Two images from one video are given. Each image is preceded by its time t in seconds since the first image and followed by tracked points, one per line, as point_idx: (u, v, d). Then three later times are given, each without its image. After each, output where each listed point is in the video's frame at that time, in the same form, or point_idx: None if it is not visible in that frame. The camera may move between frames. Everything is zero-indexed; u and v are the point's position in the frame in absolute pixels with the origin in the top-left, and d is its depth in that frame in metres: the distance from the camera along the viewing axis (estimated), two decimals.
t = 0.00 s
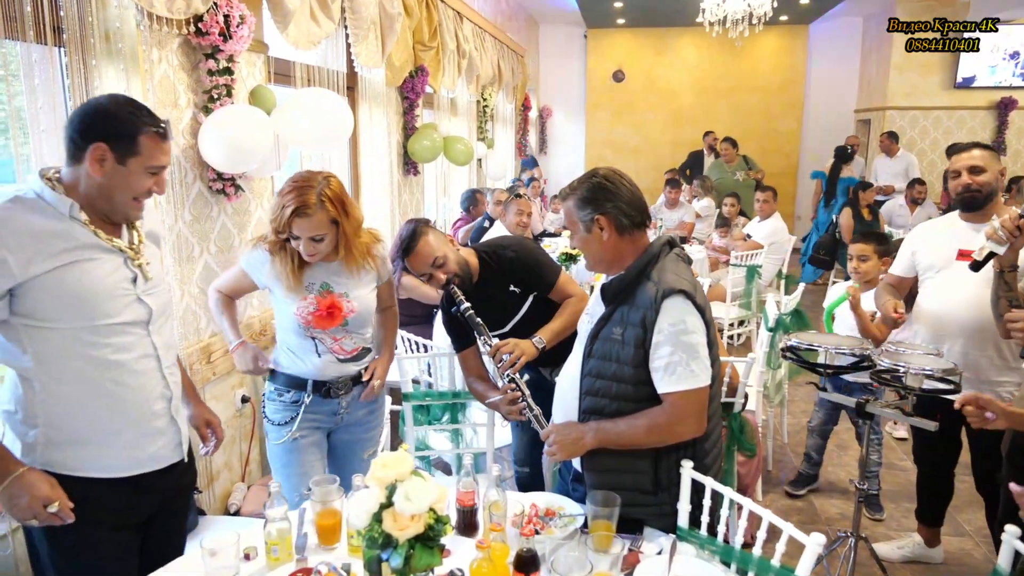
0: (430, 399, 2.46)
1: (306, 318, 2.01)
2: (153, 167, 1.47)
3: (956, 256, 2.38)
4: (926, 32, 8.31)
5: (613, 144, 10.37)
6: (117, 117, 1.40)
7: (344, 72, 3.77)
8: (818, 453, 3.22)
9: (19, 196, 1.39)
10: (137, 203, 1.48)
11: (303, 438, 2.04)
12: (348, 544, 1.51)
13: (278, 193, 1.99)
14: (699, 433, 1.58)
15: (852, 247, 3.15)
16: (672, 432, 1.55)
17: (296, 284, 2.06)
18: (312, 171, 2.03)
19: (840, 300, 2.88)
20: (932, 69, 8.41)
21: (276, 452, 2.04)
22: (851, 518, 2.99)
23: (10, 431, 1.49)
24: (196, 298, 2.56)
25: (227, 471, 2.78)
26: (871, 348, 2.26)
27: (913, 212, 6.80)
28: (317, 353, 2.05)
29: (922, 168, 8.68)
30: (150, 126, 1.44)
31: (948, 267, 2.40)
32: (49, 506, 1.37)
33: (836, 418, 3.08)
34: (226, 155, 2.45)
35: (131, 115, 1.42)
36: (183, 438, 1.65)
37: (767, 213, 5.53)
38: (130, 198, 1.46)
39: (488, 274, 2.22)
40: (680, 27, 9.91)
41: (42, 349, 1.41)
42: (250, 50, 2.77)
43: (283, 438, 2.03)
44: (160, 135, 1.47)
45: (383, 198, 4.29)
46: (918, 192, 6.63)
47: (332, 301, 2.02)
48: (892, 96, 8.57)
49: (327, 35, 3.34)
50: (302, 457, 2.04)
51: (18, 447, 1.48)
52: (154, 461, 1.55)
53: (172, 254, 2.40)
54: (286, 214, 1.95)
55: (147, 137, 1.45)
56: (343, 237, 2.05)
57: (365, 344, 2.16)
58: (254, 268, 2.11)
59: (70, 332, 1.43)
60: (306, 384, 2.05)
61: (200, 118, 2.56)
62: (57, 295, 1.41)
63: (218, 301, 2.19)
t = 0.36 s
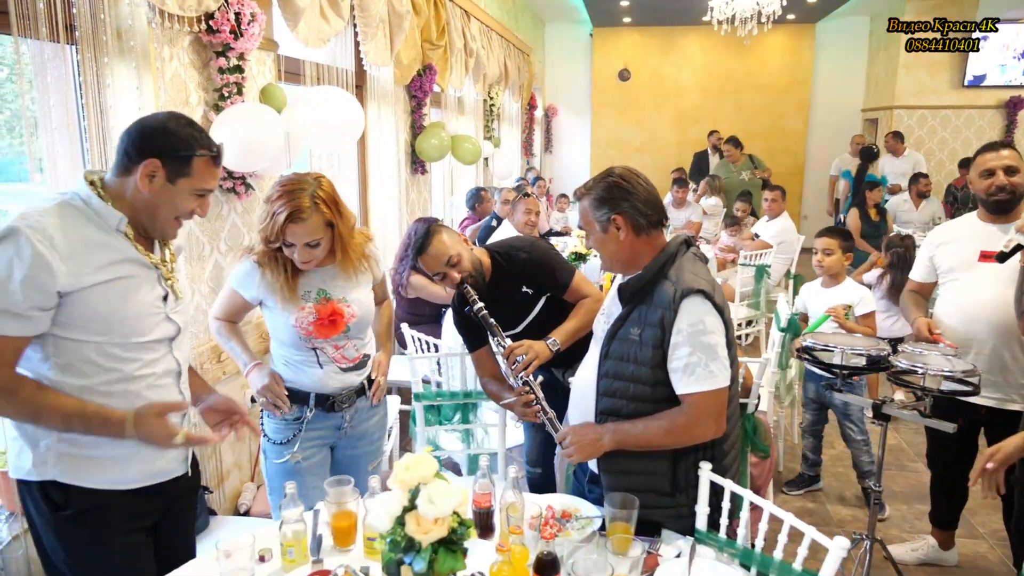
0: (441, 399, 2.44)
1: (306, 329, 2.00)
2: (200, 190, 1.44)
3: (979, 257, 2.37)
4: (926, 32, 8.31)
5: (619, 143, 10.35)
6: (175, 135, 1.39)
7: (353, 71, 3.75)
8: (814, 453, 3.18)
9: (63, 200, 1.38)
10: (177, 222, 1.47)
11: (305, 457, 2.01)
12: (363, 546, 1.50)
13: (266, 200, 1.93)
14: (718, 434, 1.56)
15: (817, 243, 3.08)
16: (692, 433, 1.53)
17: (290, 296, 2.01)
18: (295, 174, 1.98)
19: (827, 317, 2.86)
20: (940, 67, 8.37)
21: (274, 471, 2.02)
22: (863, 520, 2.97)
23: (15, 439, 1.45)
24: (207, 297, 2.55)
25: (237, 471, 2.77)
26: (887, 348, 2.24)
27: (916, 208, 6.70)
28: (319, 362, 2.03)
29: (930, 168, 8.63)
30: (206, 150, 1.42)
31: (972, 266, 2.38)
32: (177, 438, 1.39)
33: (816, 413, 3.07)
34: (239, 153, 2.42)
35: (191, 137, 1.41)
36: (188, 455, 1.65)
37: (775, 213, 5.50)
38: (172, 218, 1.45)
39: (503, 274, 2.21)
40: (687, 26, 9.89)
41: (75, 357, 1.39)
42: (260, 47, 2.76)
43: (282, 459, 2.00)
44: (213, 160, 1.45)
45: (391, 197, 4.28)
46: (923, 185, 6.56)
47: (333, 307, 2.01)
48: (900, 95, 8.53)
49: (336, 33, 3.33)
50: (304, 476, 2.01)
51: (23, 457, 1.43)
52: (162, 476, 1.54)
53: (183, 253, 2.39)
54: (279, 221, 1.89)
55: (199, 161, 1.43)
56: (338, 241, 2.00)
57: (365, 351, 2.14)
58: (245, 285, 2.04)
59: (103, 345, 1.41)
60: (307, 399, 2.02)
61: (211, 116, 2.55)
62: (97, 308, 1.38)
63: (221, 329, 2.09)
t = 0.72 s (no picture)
0: (455, 401, 2.41)
1: (301, 346, 1.89)
2: (249, 213, 1.38)
3: (999, 260, 2.34)
4: (925, 33, 8.32)
5: (626, 142, 10.31)
6: (226, 158, 1.32)
7: (364, 69, 3.74)
8: (827, 453, 3.14)
9: (121, 217, 1.31)
10: (225, 242, 1.42)
11: (309, 470, 1.92)
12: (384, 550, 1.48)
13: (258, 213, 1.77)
14: (743, 438, 1.54)
15: (829, 240, 3.04)
16: (718, 436, 1.51)
17: (283, 314, 1.87)
18: (295, 184, 1.83)
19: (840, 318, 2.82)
20: (951, 66, 8.30)
21: (275, 486, 1.92)
22: (881, 523, 2.93)
23: (15, 459, 1.35)
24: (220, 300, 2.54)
25: (249, 472, 2.76)
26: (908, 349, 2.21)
27: (916, 205, 6.61)
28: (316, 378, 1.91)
29: (940, 167, 8.57)
30: (257, 172, 1.36)
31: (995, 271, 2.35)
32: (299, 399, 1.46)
33: (825, 415, 3.03)
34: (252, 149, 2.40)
35: (241, 159, 1.34)
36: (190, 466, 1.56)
37: (785, 212, 5.47)
38: (221, 240, 1.40)
39: (523, 266, 2.20)
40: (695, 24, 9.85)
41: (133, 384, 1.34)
42: (273, 46, 2.75)
43: (284, 473, 1.91)
44: (264, 181, 1.39)
45: (401, 196, 4.26)
46: (919, 181, 6.51)
47: (332, 325, 1.90)
48: (910, 94, 8.47)
49: (348, 31, 3.31)
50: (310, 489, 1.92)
51: (29, 479, 1.34)
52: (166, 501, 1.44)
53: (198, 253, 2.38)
54: (277, 240, 1.74)
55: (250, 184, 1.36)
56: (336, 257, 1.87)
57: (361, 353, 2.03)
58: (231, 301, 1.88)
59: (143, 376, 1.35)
60: (309, 412, 1.89)
61: (224, 114, 2.53)
62: (158, 336, 1.35)
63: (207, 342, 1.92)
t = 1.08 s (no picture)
0: (472, 401, 2.39)
1: (312, 348, 1.86)
2: (302, 226, 1.32)
3: (1015, 260, 2.32)
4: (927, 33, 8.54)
5: (633, 140, 10.27)
6: (279, 171, 1.26)
7: (376, 67, 3.73)
8: (844, 454, 3.12)
9: (176, 229, 1.28)
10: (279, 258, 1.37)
11: (326, 474, 1.90)
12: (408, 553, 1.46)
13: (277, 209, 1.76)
14: (772, 439, 1.52)
15: (858, 241, 2.99)
16: (747, 438, 1.49)
17: (298, 315, 1.85)
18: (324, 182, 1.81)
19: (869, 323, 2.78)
20: (960, 64, 8.25)
21: (293, 491, 1.89)
22: (898, 525, 2.90)
23: (42, 462, 1.33)
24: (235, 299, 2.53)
25: (263, 471, 2.74)
26: (932, 350, 2.19)
27: (929, 202, 6.56)
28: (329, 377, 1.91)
29: (950, 165, 8.50)
30: (309, 184, 1.29)
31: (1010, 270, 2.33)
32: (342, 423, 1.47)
33: (847, 416, 3.01)
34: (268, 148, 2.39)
35: (294, 171, 1.28)
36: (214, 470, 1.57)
37: (795, 211, 5.44)
38: (275, 255, 1.34)
39: (540, 266, 2.17)
40: (702, 22, 9.81)
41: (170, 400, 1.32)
42: (287, 43, 2.74)
43: (302, 477, 1.88)
44: (316, 193, 1.32)
45: (412, 194, 4.25)
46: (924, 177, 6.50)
47: (344, 329, 1.87)
48: (920, 92, 8.43)
49: (361, 29, 3.29)
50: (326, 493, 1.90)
51: (59, 485, 1.31)
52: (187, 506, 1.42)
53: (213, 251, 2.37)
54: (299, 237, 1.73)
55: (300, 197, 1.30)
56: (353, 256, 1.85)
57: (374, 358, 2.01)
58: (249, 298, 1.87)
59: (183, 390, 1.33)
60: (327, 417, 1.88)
61: (239, 112, 2.53)
62: (205, 353, 1.33)
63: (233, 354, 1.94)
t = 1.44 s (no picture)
0: (484, 398, 2.43)
1: (339, 345, 1.84)
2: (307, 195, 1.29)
3: None
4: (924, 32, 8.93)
5: (639, 136, 10.25)
6: (282, 137, 1.21)
7: (385, 62, 3.72)
8: (858, 452, 3.10)
9: (177, 209, 1.20)
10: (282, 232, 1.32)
11: (337, 458, 1.87)
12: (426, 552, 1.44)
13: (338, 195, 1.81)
14: (793, 438, 1.50)
15: (883, 239, 2.96)
16: (766, 437, 1.47)
17: (338, 299, 1.85)
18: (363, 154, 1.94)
19: (891, 323, 2.78)
20: (969, 59, 8.20)
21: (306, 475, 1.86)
22: (912, 523, 2.88)
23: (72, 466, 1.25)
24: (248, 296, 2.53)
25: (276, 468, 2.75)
26: (950, 349, 2.17)
27: (936, 199, 6.53)
28: (347, 372, 1.90)
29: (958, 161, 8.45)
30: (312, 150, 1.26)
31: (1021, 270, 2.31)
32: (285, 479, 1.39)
33: (866, 414, 2.99)
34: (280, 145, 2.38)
35: (297, 138, 1.24)
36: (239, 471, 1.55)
37: (804, 207, 5.43)
38: (280, 227, 1.29)
39: (544, 269, 2.15)
40: (708, 17, 9.77)
41: (189, 391, 1.25)
42: (299, 39, 2.73)
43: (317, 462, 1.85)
44: (318, 160, 1.29)
45: (421, 190, 4.25)
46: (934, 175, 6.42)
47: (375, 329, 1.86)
48: (928, 87, 8.37)
49: (372, 24, 3.28)
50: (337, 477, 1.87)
51: (94, 489, 1.24)
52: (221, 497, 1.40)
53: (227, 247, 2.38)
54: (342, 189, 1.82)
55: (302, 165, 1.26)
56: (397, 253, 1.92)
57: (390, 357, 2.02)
58: (287, 282, 1.83)
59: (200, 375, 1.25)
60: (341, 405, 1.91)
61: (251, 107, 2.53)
62: (211, 338, 1.23)
63: (260, 340, 1.83)
